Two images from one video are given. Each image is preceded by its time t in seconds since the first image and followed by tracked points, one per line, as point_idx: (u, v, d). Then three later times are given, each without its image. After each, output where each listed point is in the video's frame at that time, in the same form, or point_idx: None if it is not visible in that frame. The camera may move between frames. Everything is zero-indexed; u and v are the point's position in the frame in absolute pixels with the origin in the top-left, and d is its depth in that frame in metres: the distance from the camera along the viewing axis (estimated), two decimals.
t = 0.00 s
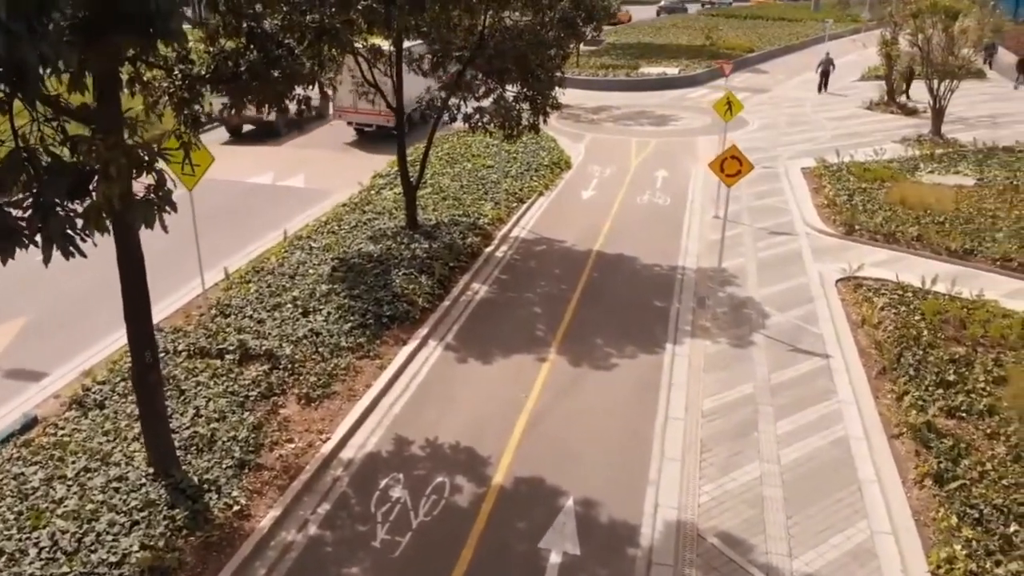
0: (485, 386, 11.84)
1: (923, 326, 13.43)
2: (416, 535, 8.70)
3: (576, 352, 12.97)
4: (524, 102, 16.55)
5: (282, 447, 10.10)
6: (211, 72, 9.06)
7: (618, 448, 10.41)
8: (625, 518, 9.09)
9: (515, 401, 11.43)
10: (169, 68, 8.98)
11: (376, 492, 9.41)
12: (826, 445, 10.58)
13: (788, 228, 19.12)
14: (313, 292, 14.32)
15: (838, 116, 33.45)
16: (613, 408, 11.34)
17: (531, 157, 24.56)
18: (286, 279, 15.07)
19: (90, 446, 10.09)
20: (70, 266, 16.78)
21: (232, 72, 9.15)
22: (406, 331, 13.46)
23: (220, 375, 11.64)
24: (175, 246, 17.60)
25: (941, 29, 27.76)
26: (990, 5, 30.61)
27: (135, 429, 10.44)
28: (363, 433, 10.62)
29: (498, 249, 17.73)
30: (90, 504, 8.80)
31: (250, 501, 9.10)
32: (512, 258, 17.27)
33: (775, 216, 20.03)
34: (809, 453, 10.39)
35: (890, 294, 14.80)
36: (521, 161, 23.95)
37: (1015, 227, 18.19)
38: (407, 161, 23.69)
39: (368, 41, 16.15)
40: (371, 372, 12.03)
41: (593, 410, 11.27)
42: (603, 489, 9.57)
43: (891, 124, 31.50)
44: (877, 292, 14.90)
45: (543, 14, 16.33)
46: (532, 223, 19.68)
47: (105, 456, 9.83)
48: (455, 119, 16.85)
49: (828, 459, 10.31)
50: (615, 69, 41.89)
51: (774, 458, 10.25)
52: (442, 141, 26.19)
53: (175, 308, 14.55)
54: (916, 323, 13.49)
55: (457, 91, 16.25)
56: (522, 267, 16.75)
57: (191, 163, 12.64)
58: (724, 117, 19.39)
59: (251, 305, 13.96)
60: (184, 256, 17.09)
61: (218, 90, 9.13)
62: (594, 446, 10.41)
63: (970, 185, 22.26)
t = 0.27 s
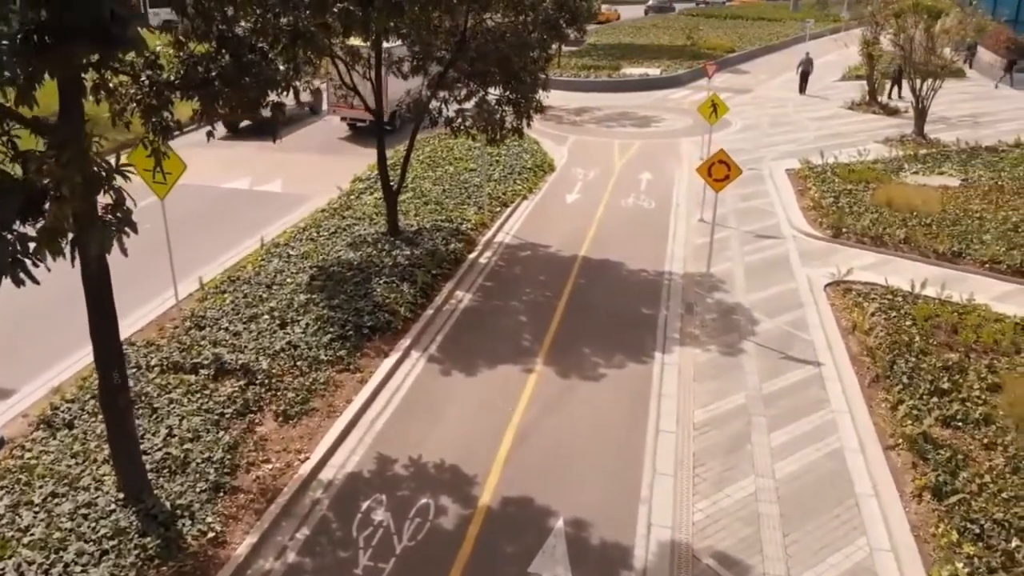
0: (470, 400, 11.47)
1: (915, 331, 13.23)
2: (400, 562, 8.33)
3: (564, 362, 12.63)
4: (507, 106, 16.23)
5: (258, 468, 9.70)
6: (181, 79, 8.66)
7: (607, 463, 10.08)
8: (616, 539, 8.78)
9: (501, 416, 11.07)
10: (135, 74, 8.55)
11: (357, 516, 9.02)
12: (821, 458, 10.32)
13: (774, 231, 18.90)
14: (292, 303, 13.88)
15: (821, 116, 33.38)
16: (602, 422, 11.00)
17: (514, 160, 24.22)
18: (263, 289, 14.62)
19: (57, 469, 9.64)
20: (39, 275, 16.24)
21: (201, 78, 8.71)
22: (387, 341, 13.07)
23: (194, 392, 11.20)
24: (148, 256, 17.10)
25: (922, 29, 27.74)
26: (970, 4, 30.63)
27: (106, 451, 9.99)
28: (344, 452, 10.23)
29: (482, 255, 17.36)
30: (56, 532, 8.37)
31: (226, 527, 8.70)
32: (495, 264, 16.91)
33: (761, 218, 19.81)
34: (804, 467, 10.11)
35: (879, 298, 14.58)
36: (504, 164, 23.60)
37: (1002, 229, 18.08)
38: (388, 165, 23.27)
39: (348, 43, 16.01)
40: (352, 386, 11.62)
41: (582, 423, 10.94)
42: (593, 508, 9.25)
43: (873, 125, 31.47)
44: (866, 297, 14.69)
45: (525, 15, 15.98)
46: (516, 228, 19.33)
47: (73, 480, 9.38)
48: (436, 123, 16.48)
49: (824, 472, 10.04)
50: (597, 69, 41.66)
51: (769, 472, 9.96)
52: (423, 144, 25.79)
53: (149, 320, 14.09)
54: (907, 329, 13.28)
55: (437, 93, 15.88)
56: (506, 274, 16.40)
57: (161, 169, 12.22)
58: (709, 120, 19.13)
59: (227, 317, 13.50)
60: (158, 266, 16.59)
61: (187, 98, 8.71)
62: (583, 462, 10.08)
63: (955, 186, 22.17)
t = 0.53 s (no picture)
0: (464, 413, 11.14)
1: (918, 339, 12.97)
2: None
3: (560, 372, 12.31)
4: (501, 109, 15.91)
5: (246, 486, 9.36)
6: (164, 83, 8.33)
7: (607, 479, 9.77)
8: (617, 559, 8.46)
9: (497, 428, 10.75)
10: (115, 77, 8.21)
11: (348, 537, 8.69)
12: (826, 472, 10.02)
13: (773, 234, 18.63)
14: (281, 311, 13.53)
15: (816, 117, 33.16)
16: (600, 435, 10.68)
17: (508, 162, 23.90)
18: (252, 296, 14.26)
19: (37, 488, 9.27)
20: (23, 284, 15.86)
21: (184, 82, 8.37)
22: (380, 351, 12.73)
23: (180, 405, 10.84)
24: (135, 263, 16.74)
25: (919, 29, 27.52)
26: (966, 4, 30.43)
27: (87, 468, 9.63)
28: (335, 468, 9.90)
29: (476, 261, 17.04)
30: (34, 556, 8.02)
31: (211, 549, 8.36)
32: (490, 270, 16.60)
33: (759, 222, 19.54)
34: (809, 482, 9.82)
35: (882, 305, 14.31)
36: (498, 166, 23.28)
37: (1003, 233, 17.86)
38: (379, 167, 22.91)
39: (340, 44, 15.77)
40: (343, 399, 11.27)
41: (580, 436, 10.62)
42: (592, 527, 8.93)
43: (869, 126, 31.24)
44: (868, 304, 14.42)
45: (519, 15, 15.67)
46: (511, 232, 19.01)
47: (53, 499, 9.02)
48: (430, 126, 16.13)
49: (830, 487, 9.75)
50: (591, 70, 41.41)
51: (773, 488, 9.66)
52: (416, 146, 25.46)
53: (135, 329, 13.73)
54: (911, 337, 13.02)
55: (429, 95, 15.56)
56: (501, 280, 16.08)
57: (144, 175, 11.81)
58: (706, 122, 18.85)
59: (215, 326, 13.14)
60: (144, 273, 16.23)
61: (171, 102, 8.37)
62: (582, 478, 9.76)
63: (954, 188, 21.94)
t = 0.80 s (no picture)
0: (464, 427, 10.79)
1: (929, 348, 12.65)
2: None
3: (563, 383, 11.97)
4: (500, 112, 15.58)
5: (238, 506, 9.01)
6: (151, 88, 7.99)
7: (612, 497, 9.42)
8: None
9: (498, 444, 10.41)
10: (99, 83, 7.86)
11: (344, 560, 8.34)
12: (839, 489, 9.69)
13: (777, 239, 18.32)
14: (275, 320, 13.17)
15: (817, 118, 32.87)
16: (605, 450, 10.34)
17: (507, 165, 23.56)
18: (246, 305, 13.90)
19: (22, 507, 8.91)
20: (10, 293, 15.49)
21: (172, 87, 8.03)
22: (376, 361, 12.38)
23: (170, 419, 10.48)
24: (126, 270, 16.40)
25: (921, 29, 27.23)
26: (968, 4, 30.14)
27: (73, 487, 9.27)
28: (330, 486, 9.55)
29: (475, 266, 16.70)
30: None
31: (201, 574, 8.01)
32: (489, 276, 16.26)
33: (763, 226, 19.22)
34: (821, 499, 9.49)
35: (891, 313, 14.00)
36: (496, 169, 22.94)
37: (1011, 237, 17.56)
38: (376, 170, 22.56)
39: (336, 45, 15.47)
40: (338, 412, 10.91)
41: (584, 451, 10.28)
42: (598, 548, 8.59)
43: (871, 127, 30.94)
44: (877, 311, 14.10)
45: (518, 16, 15.36)
46: (510, 237, 18.67)
47: (38, 520, 8.66)
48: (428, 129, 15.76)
49: (843, 504, 9.42)
50: (590, 71, 41.11)
51: (785, 506, 9.33)
52: (413, 149, 25.13)
53: (125, 339, 13.36)
54: (921, 346, 12.70)
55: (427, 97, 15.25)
56: (500, 286, 15.74)
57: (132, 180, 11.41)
58: (708, 124, 18.52)
59: (207, 336, 12.79)
60: (135, 281, 15.88)
61: (158, 108, 8.02)
62: (587, 496, 9.42)
63: (959, 191, 21.65)
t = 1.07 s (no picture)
0: (463, 443, 10.43)
1: (940, 359, 12.31)
2: None
3: (564, 396, 11.61)
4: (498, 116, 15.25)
5: (227, 529, 8.64)
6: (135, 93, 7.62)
7: (617, 518, 9.07)
8: None
9: (498, 461, 10.05)
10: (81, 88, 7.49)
11: None
12: (851, 508, 9.35)
13: (781, 244, 17.98)
14: (268, 330, 12.79)
15: (818, 120, 32.54)
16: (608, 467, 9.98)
17: (505, 168, 23.21)
18: (238, 314, 13.52)
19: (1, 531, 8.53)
20: None
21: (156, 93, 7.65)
22: (372, 373, 12.01)
23: (158, 435, 10.10)
24: (115, 277, 16.02)
25: (923, 30, 26.93)
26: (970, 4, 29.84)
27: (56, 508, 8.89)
28: (324, 507, 9.18)
29: (473, 273, 16.34)
30: None
31: None
32: (488, 283, 15.89)
33: (766, 231, 18.88)
34: (834, 519, 9.14)
35: (899, 322, 13.66)
36: (494, 173, 22.58)
37: (1019, 242, 17.24)
38: (372, 173, 22.19)
39: (330, 47, 15.11)
40: (332, 428, 10.54)
41: (587, 468, 9.92)
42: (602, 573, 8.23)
43: (873, 128, 30.62)
44: (885, 320, 13.76)
45: (517, 18, 15.00)
46: (509, 242, 18.31)
47: (19, 545, 8.30)
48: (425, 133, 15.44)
49: (856, 525, 9.07)
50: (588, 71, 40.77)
51: (796, 527, 8.98)
52: (409, 152, 24.76)
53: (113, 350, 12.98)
54: (932, 357, 12.37)
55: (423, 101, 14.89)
56: (499, 293, 15.37)
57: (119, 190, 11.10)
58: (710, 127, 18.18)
59: (197, 347, 12.41)
60: (125, 289, 15.50)
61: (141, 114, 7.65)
62: (590, 516, 9.06)
63: (964, 194, 21.32)
